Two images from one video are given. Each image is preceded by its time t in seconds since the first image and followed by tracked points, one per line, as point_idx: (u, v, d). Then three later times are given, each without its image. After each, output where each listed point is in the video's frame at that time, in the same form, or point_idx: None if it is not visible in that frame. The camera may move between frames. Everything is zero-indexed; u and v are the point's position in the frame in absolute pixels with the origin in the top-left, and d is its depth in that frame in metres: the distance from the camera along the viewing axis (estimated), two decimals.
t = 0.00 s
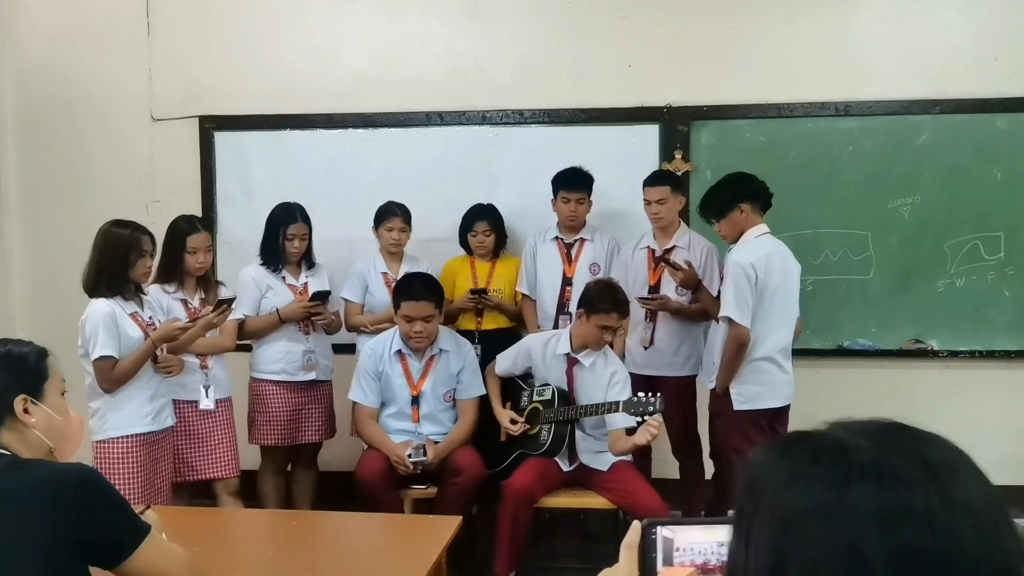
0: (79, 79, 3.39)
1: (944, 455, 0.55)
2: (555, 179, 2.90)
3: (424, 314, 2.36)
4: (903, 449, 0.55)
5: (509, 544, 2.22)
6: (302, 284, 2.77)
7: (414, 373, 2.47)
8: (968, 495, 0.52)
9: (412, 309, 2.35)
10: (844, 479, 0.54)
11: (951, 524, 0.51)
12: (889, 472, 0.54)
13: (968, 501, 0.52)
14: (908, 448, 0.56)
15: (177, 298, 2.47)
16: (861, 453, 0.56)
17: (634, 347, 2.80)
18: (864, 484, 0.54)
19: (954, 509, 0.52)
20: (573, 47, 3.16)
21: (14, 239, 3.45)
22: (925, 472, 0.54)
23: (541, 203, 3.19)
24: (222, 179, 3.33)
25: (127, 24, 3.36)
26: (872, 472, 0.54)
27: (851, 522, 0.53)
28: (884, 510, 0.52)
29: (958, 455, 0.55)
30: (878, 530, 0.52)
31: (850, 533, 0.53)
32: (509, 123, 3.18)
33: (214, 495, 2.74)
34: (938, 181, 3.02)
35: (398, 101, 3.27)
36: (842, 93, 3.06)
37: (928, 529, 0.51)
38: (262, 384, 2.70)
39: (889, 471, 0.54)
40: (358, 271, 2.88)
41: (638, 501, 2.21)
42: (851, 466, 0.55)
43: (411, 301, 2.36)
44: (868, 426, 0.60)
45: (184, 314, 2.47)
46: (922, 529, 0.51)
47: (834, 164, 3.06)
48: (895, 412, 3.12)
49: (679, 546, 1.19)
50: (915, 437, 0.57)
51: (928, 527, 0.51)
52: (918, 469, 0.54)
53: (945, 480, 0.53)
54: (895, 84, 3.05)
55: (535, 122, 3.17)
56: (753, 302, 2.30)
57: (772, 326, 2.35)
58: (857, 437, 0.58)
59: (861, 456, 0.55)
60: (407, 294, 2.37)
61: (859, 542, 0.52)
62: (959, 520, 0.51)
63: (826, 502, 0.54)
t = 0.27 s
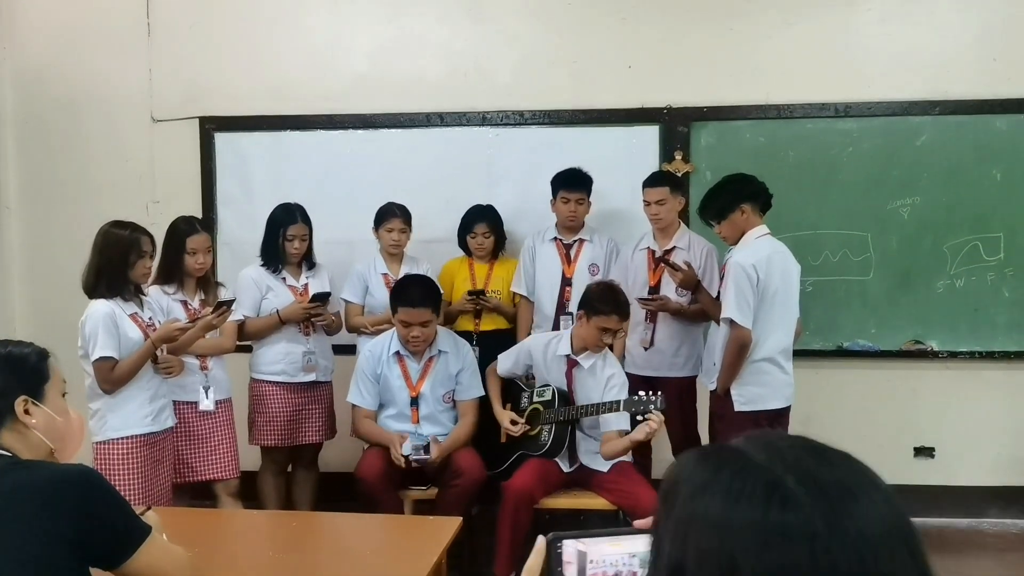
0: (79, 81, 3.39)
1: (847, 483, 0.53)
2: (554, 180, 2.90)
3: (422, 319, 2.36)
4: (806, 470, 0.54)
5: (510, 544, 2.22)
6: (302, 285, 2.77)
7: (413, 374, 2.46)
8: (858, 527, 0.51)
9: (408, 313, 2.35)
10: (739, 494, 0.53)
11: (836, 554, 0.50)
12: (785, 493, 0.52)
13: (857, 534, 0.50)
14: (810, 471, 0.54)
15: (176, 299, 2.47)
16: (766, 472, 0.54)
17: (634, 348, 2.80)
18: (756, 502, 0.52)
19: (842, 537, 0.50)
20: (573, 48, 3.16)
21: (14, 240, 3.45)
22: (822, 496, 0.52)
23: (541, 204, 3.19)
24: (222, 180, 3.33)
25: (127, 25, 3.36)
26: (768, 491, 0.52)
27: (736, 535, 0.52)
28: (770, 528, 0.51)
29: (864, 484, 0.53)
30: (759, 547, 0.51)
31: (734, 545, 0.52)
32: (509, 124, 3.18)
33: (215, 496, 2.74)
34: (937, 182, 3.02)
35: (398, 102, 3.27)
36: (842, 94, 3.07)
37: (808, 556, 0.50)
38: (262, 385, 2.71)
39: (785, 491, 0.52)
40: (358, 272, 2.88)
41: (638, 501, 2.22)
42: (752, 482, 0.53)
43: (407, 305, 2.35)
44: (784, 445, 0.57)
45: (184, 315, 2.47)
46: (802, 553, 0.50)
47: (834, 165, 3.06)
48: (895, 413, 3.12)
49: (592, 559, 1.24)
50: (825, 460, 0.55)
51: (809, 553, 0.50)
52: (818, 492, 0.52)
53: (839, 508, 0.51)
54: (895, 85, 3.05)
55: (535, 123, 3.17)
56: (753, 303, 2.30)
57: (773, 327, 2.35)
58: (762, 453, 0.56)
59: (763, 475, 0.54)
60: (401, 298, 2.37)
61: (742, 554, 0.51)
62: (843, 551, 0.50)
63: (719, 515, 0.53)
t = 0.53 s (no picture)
0: (77, 82, 3.39)
1: (770, 490, 0.55)
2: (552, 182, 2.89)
3: (403, 323, 2.34)
4: (730, 480, 0.55)
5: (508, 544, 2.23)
6: (301, 287, 2.77)
7: (401, 378, 2.45)
8: (782, 536, 0.52)
9: (390, 318, 2.32)
10: (664, 503, 0.55)
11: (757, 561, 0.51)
12: (707, 505, 0.54)
13: (780, 542, 0.52)
14: (734, 479, 0.55)
15: (174, 300, 2.47)
16: (691, 480, 0.55)
17: (632, 350, 2.80)
18: (677, 510, 0.54)
19: (764, 543, 0.52)
20: (572, 50, 3.16)
21: (12, 242, 3.45)
22: (745, 505, 0.54)
23: (538, 205, 3.19)
24: (221, 182, 3.33)
25: (126, 27, 3.36)
26: (692, 501, 0.54)
27: (660, 542, 0.53)
28: (691, 536, 0.53)
29: (788, 491, 0.55)
30: (681, 554, 0.52)
31: (657, 552, 0.53)
32: (507, 125, 3.19)
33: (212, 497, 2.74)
34: (935, 183, 3.03)
35: (397, 104, 3.27)
36: (840, 95, 3.07)
37: (729, 562, 0.51)
38: (259, 387, 2.71)
39: (707, 498, 0.54)
40: (356, 274, 2.88)
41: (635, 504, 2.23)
42: (678, 490, 0.55)
43: (388, 311, 2.32)
44: (712, 456, 0.59)
45: (181, 317, 2.46)
46: (725, 560, 0.52)
47: (832, 166, 3.06)
48: (893, 414, 3.13)
49: (540, 572, 1.27)
50: (752, 469, 0.57)
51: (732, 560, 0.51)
52: (744, 503, 0.54)
53: (772, 519, 0.53)
54: (893, 86, 3.05)
55: (533, 124, 3.17)
56: (751, 304, 2.30)
57: (771, 329, 2.36)
58: (687, 462, 0.58)
59: (686, 483, 0.56)
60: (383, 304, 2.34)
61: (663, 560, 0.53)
62: (763, 557, 0.51)
63: (644, 525, 0.54)
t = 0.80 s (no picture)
0: (73, 83, 3.39)
1: (739, 487, 0.53)
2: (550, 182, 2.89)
3: (382, 323, 2.31)
4: (698, 475, 0.54)
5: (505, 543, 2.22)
6: (297, 287, 2.76)
7: (387, 377, 2.44)
8: (748, 534, 0.51)
9: (369, 319, 2.30)
10: (630, 500, 0.53)
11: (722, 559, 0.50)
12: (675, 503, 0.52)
13: (748, 541, 0.50)
14: (703, 475, 0.54)
15: (171, 300, 2.46)
16: (658, 476, 0.54)
17: (630, 350, 2.80)
18: (643, 506, 0.53)
19: (729, 542, 0.50)
20: (569, 50, 3.17)
21: (8, 243, 3.45)
22: (711, 503, 0.52)
23: (535, 206, 3.19)
24: (218, 182, 3.33)
25: (122, 27, 3.36)
26: (659, 497, 0.53)
27: (624, 541, 0.52)
28: (655, 535, 0.51)
29: (757, 487, 0.53)
30: (644, 552, 0.51)
31: (620, 551, 0.52)
32: (504, 125, 3.19)
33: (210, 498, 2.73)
34: (932, 184, 3.03)
35: (394, 104, 3.27)
36: (836, 96, 3.07)
37: (694, 560, 0.50)
38: (256, 387, 2.70)
39: (674, 496, 0.53)
40: (354, 274, 2.88)
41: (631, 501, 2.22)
42: (644, 486, 0.54)
43: (368, 310, 2.30)
44: (685, 453, 0.57)
45: (179, 317, 2.46)
46: (689, 560, 0.50)
47: (828, 167, 3.06)
48: (890, 414, 3.13)
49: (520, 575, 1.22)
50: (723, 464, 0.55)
51: (696, 558, 0.50)
52: (711, 500, 0.52)
53: (739, 517, 0.51)
54: (890, 87, 3.06)
55: (530, 124, 3.17)
56: (748, 304, 2.30)
57: (768, 329, 2.36)
58: (657, 456, 0.56)
59: (653, 479, 0.54)
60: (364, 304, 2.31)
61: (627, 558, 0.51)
62: (729, 557, 0.50)
63: (608, 522, 0.53)
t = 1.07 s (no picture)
0: (73, 83, 3.39)
1: (712, 495, 0.60)
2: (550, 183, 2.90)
3: (388, 314, 2.33)
4: (674, 482, 0.61)
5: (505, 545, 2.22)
6: (296, 288, 2.76)
7: (387, 376, 2.45)
8: (717, 538, 0.58)
9: (374, 309, 2.32)
10: (608, 502, 0.61)
11: (686, 557, 0.57)
12: (649, 507, 0.60)
13: (714, 544, 0.58)
14: (679, 482, 0.61)
15: (170, 301, 2.46)
16: (637, 481, 0.62)
17: (629, 351, 2.80)
18: (619, 509, 0.61)
19: (696, 543, 0.58)
20: (568, 51, 3.17)
21: (7, 243, 3.44)
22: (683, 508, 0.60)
23: (534, 207, 3.19)
24: (217, 183, 3.33)
25: (122, 28, 3.36)
26: (635, 500, 0.61)
27: (599, 538, 0.60)
28: (627, 535, 0.59)
29: (729, 495, 0.60)
30: (616, 548, 0.59)
31: (594, 546, 0.60)
32: (503, 126, 3.19)
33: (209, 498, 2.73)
34: (930, 185, 3.03)
35: (393, 105, 3.27)
36: (835, 97, 3.08)
37: (661, 558, 0.58)
38: (255, 388, 2.70)
39: (649, 499, 0.61)
40: (353, 275, 2.88)
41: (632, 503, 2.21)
42: (622, 489, 0.62)
43: (374, 301, 2.32)
44: (669, 459, 0.64)
45: (178, 318, 2.45)
46: (656, 557, 0.58)
47: (827, 168, 3.07)
48: (889, 415, 3.13)
49: None
50: (700, 472, 0.62)
51: (662, 556, 0.58)
52: (684, 504, 0.60)
53: (709, 521, 0.59)
54: (889, 87, 3.06)
55: (530, 125, 3.18)
56: (747, 304, 2.30)
57: (767, 329, 2.36)
58: (640, 462, 0.64)
59: (631, 484, 0.62)
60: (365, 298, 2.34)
61: (599, 553, 0.59)
62: (692, 556, 0.57)
63: (587, 521, 0.61)
